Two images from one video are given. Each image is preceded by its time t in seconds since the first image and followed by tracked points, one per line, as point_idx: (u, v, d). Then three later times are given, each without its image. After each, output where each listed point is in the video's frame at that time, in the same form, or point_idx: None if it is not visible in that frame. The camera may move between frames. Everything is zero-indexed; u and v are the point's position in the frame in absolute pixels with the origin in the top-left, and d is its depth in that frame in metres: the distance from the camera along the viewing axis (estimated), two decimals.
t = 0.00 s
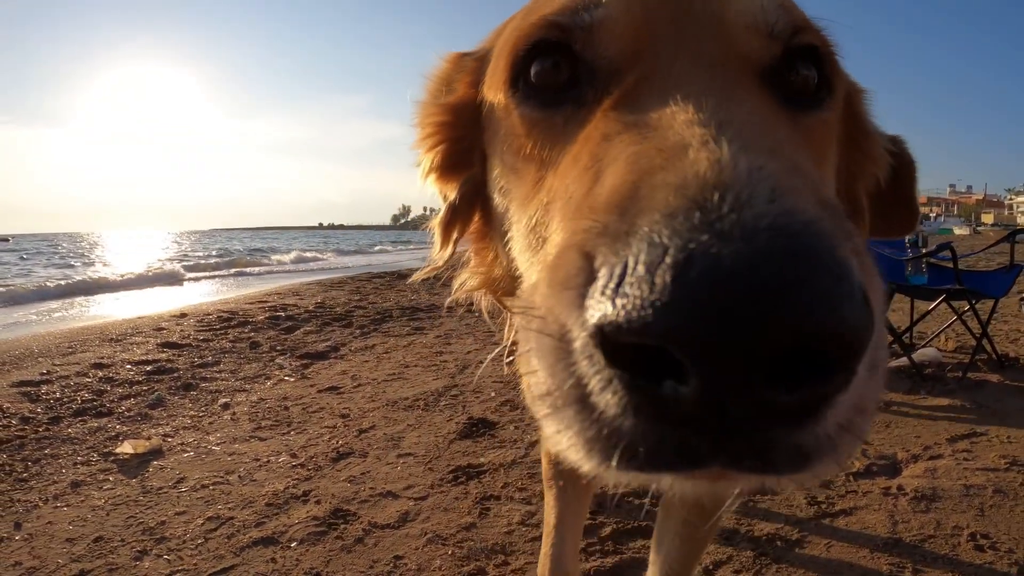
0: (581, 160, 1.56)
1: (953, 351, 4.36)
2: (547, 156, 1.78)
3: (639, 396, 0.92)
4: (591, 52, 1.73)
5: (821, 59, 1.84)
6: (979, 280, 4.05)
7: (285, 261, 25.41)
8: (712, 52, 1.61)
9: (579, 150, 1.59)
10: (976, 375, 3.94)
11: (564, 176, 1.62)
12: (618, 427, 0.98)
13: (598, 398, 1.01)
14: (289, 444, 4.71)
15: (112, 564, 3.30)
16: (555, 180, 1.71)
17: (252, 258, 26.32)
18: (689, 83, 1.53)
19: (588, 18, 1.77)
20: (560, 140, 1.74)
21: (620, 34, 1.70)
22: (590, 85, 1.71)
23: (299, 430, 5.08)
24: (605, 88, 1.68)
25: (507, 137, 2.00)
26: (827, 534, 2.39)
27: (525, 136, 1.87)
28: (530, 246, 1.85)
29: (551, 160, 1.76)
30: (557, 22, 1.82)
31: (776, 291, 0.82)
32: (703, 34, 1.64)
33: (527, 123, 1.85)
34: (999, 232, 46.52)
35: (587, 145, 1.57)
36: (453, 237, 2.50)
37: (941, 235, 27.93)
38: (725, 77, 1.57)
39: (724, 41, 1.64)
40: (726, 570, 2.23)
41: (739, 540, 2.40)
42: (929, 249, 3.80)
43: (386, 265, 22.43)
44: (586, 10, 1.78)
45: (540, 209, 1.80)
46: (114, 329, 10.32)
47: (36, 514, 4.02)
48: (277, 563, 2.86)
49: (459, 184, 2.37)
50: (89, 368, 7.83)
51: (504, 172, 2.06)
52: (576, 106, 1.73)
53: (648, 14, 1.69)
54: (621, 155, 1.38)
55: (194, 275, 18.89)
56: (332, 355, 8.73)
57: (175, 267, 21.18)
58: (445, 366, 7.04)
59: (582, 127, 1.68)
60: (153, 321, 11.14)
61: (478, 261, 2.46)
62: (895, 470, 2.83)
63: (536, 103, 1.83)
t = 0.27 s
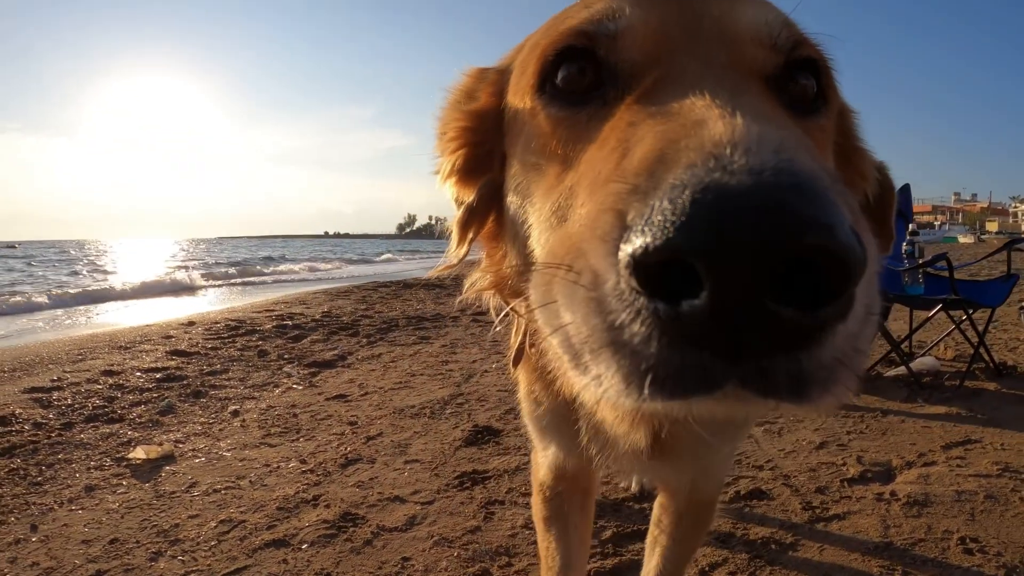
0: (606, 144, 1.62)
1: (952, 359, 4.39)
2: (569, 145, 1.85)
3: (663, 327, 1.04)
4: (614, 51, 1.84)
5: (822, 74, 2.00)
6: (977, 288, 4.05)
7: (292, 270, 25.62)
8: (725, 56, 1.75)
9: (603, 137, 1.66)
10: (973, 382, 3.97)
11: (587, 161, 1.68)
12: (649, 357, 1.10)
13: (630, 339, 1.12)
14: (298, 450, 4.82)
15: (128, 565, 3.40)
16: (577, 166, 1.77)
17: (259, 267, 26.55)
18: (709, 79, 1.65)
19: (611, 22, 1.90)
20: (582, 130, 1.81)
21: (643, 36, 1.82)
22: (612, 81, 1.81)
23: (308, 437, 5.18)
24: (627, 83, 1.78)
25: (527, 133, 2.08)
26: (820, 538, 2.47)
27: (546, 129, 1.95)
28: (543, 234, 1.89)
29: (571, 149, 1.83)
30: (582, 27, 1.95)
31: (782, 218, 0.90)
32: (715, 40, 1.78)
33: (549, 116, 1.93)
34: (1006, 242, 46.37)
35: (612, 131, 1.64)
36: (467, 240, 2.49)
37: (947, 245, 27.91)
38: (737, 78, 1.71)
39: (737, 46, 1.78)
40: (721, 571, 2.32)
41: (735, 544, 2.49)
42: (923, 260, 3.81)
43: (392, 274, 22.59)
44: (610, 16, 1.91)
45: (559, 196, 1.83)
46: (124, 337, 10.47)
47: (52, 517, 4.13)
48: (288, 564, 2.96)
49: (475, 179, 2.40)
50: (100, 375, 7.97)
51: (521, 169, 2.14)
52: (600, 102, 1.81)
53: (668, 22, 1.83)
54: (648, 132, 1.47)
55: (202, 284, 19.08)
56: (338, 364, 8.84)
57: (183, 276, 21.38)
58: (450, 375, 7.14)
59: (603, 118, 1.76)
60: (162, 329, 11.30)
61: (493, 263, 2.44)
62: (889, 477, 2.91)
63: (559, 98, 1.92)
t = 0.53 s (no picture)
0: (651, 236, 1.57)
1: (950, 368, 4.41)
2: (604, 222, 1.79)
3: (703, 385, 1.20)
4: (650, 129, 1.79)
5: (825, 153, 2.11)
6: (971, 300, 4.15)
7: (302, 277, 25.90)
8: (755, 147, 1.78)
9: (646, 227, 1.61)
10: (969, 392, 4.00)
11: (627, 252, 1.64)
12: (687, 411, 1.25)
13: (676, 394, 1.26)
14: (313, 455, 4.98)
15: (152, 564, 3.56)
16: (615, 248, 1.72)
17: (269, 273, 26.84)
18: (745, 176, 1.66)
19: (643, 98, 1.84)
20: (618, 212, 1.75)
21: (678, 119, 1.78)
22: (650, 161, 1.76)
23: (322, 442, 5.35)
24: (665, 166, 1.73)
25: (557, 200, 2.01)
26: (813, 541, 2.60)
27: (580, 202, 1.88)
28: (587, 303, 1.81)
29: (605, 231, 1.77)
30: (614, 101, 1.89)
31: (812, 329, 1.10)
32: (748, 127, 1.79)
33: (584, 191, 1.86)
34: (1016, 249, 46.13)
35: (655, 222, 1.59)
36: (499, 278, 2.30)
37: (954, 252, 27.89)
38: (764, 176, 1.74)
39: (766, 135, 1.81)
40: (718, 571, 2.46)
41: (732, 547, 2.62)
42: (910, 274, 3.89)
43: (400, 281, 22.82)
44: (642, 92, 1.85)
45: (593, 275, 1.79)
46: (137, 342, 10.68)
47: (77, 518, 4.30)
48: (307, 562, 3.11)
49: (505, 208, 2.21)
50: (116, 381, 8.16)
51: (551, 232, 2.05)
52: (631, 183, 1.77)
53: (704, 103, 1.80)
54: (686, 228, 1.49)
55: (212, 290, 19.37)
56: (349, 370, 9.02)
57: (193, 282, 21.64)
58: (459, 382, 7.29)
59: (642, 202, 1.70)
60: (174, 335, 11.51)
61: (525, 302, 2.24)
62: (882, 482, 3.02)
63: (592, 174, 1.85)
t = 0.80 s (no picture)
0: (700, 321, 1.49)
1: (949, 372, 4.45)
2: (641, 288, 1.66)
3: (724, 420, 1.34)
4: (697, 194, 1.64)
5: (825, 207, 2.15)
6: (970, 307, 4.19)
7: (312, 279, 26.17)
8: (787, 223, 1.74)
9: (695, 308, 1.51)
10: (967, 396, 4.05)
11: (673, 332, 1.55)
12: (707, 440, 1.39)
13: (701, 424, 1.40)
14: (326, 454, 5.14)
15: (173, 557, 3.71)
16: (657, 319, 1.61)
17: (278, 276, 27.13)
18: (781, 261, 1.62)
19: (686, 158, 1.68)
20: (658, 280, 1.63)
21: (722, 190, 1.66)
22: (694, 230, 1.63)
23: (335, 441, 5.51)
24: (710, 237, 1.61)
25: (587, 250, 1.86)
26: (807, 539, 2.70)
27: (615, 261, 1.73)
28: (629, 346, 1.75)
29: (643, 298, 1.65)
30: (655, 157, 1.72)
31: (822, 395, 1.26)
32: (787, 200, 1.71)
33: (619, 253, 1.72)
34: None
35: (703, 306, 1.50)
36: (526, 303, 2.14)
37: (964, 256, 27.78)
38: (790, 258, 1.71)
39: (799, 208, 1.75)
40: (715, 566, 2.57)
41: (729, 544, 2.73)
42: (906, 282, 3.97)
43: (409, 283, 23.03)
44: (685, 151, 1.69)
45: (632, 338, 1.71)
46: (151, 343, 10.90)
47: (98, 513, 4.45)
48: (322, 556, 3.24)
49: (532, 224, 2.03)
50: (131, 380, 8.35)
51: (580, 280, 1.91)
52: (668, 257, 1.63)
53: (749, 172, 1.69)
54: (732, 325, 1.42)
55: (223, 292, 19.63)
56: (359, 372, 9.19)
57: (203, 283, 21.92)
58: (467, 384, 7.43)
59: (686, 275, 1.58)
60: (186, 336, 11.72)
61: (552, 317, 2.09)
62: (876, 483, 3.12)
63: (629, 234, 1.70)
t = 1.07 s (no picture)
0: (712, 340, 1.48)
1: (950, 373, 4.52)
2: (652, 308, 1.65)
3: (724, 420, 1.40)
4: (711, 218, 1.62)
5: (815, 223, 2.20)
6: (973, 310, 4.19)
7: (322, 277, 26.45)
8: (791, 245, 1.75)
9: (710, 330, 1.50)
10: (966, 396, 4.12)
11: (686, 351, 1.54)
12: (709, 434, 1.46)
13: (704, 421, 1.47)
14: (338, 446, 5.28)
15: (190, 543, 3.84)
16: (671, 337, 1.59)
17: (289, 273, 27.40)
18: (784, 288, 1.64)
19: (699, 187, 1.66)
20: (672, 301, 1.61)
21: (734, 215, 1.64)
22: (709, 253, 1.61)
23: (346, 434, 5.66)
24: (723, 262, 1.60)
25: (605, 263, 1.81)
26: (801, 531, 2.79)
27: (635, 275, 1.71)
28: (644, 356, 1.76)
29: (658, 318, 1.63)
30: (672, 181, 1.70)
31: (813, 407, 1.33)
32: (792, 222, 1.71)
33: (638, 273, 1.69)
34: None
35: (717, 327, 1.49)
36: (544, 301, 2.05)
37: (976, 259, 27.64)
38: (789, 286, 1.72)
39: (800, 232, 1.77)
40: (712, 556, 2.67)
41: (726, 535, 2.84)
42: (905, 284, 4.06)
43: (418, 282, 23.31)
44: (701, 178, 1.67)
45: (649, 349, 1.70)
46: (164, 339, 11.10)
47: (116, 502, 4.57)
48: (335, 542, 3.37)
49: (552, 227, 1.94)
50: (145, 374, 8.52)
51: (601, 288, 1.85)
52: (682, 283, 1.61)
53: (762, 195, 1.68)
54: (738, 352, 1.43)
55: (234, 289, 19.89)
56: (370, 368, 9.35)
57: (215, 281, 22.20)
58: (476, 381, 7.57)
59: (700, 296, 1.57)
60: (199, 332, 11.93)
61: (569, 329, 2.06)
62: (871, 479, 3.20)
63: (647, 254, 1.67)
